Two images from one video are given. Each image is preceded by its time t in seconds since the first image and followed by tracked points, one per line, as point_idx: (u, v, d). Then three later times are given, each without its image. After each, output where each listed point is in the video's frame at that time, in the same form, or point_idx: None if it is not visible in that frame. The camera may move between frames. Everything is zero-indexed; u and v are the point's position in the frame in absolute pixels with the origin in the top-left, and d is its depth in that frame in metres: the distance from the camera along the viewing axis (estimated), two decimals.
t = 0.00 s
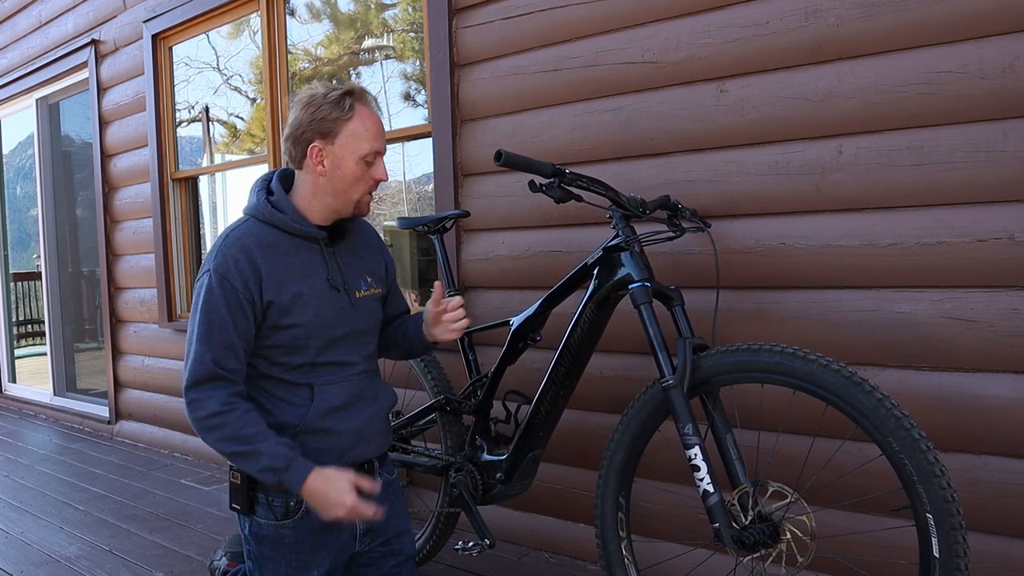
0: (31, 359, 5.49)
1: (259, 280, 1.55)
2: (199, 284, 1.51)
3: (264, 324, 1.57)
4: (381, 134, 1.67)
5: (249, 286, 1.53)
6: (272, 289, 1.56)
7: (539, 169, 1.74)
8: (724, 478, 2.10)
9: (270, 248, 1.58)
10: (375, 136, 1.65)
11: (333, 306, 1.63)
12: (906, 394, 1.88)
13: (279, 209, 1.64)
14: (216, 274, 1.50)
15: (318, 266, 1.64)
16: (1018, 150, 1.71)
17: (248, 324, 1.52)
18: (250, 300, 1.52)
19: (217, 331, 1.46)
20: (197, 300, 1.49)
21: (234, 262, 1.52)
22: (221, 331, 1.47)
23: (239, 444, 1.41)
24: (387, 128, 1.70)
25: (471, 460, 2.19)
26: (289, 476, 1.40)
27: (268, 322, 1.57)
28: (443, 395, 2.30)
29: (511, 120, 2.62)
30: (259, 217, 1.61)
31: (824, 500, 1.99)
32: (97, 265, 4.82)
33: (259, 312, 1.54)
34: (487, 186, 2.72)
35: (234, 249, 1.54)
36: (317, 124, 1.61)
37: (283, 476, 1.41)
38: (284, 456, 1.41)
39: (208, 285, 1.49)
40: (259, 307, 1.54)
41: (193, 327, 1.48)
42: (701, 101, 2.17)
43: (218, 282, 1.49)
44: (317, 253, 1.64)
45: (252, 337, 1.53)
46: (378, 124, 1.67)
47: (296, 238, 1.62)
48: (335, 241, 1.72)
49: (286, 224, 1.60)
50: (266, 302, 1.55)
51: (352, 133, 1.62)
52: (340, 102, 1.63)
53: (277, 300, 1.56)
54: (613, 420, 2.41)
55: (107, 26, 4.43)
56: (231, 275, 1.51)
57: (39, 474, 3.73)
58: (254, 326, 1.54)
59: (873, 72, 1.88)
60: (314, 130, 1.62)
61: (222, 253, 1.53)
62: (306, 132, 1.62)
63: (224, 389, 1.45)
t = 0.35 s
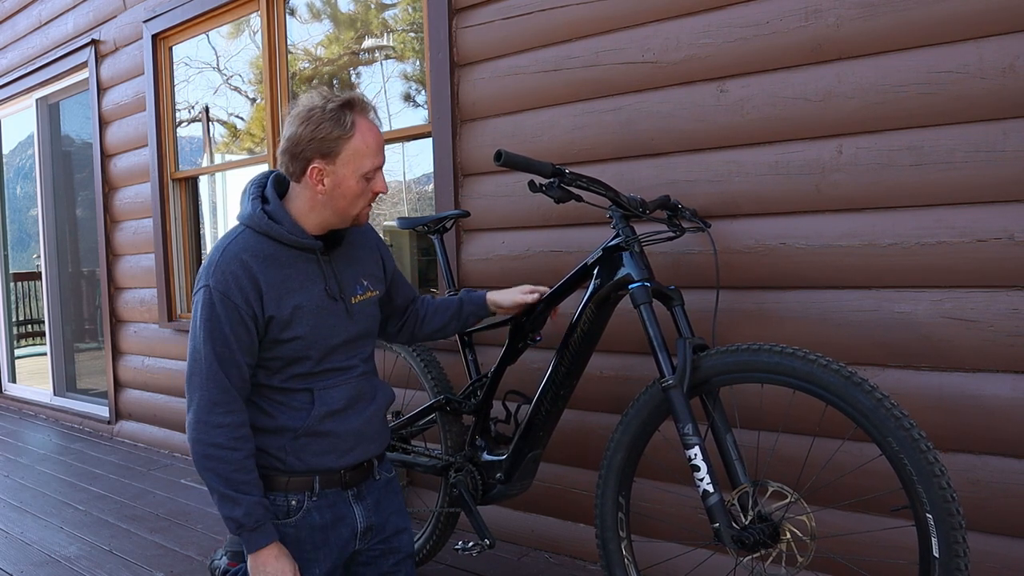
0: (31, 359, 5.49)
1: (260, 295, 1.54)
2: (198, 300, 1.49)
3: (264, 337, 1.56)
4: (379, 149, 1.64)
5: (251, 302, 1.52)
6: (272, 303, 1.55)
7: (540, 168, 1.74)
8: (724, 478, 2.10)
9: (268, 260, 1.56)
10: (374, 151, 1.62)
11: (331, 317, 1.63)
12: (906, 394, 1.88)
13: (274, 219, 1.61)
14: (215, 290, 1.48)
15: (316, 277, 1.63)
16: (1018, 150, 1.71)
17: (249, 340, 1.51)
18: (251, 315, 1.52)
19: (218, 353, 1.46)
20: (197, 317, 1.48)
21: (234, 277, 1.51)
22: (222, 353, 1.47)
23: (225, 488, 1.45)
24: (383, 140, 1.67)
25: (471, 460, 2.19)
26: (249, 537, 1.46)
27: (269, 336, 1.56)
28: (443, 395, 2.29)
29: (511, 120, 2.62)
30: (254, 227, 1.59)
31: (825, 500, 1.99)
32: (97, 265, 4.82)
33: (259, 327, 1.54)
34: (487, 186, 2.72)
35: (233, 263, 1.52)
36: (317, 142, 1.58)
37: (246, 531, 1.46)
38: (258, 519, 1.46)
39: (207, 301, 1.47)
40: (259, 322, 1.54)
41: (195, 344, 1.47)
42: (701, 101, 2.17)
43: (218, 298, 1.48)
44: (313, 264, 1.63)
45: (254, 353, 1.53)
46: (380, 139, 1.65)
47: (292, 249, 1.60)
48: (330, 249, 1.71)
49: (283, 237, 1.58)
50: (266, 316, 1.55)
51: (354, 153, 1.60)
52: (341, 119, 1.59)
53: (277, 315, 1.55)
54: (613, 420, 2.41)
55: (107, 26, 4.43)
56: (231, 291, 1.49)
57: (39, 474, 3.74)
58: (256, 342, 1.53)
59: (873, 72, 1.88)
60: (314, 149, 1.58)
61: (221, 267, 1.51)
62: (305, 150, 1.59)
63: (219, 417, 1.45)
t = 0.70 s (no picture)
0: (31, 359, 5.49)
1: (259, 298, 1.54)
2: (196, 302, 1.49)
3: (262, 340, 1.56)
4: (387, 165, 1.61)
5: (250, 305, 1.52)
6: (271, 306, 1.55)
7: (540, 168, 1.74)
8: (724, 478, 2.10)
9: (267, 263, 1.56)
10: (381, 169, 1.59)
11: (329, 320, 1.63)
12: (907, 394, 1.88)
13: (275, 221, 1.61)
14: (214, 292, 1.48)
15: (315, 280, 1.63)
16: (1018, 150, 1.71)
17: (248, 343, 1.51)
18: (250, 318, 1.52)
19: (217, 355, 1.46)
20: (195, 320, 1.48)
21: (233, 279, 1.51)
22: (220, 356, 1.47)
23: (225, 491, 1.45)
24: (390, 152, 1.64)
25: (471, 460, 2.19)
26: (247, 540, 1.46)
27: (267, 339, 1.56)
28: (443, 395, 2.29)
29: (511, 121, 2.62)
30: (255, 229, 1.58)
31: (825, 500, 1.99)
32: (97, 264, 4.82)
33: (258, 330, 1.54)
34: (487, 186, 2.71)
35: (232, 266, 1.52)
36: (322, 165, 1.54)
37: (244, 534, 1.47)
38: (256, 521, 1.46)
39: (206, 304, 1.47)
40: (258, 325, 1.53)
41: (193, 347, 1.47)
42: (701, 101, 2.17)
43: (217, 301, 1.48)
44: (313, 267, 1.63)
45: (253, 355, 1.53)
46: (387, 154, 1.62)
47: (292, 253, 1.60)
48: (331, 252, 1.71)
49: (282, 241, 1.58)
50: (265, 319, 1.54)
51: (360, 175, 1.56)
52: (347, 140, 1.55)
53: (275, 318, 1.55)
54: (613, 420, 2.41)
55: (107, 26, 4.43)
56: (230, 294, 1.49)
57: (39, 474, 3.73)
58: (255, 345, 1.53)
59: (873, 73, 1.88)
60: (320, 172, 1.55)
61: (219, 269, 1.51)
62: (311, 171, 1.55)
63: (220, 419, 1.45)
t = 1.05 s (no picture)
0: (31, 359, 5.50)
1: (259, 298, 1.54)
2: (196, 301, 1.49)
3: (263, 339, 1.56)
4: (388, 170, 1.60)
5: (250, 304, 1.52)
6: (271, 306, 1.55)
7: (540, 168, 1.74)
8: (724, 478, 2.10)
9: (267, 263, 1.56)
10: (382, 175, 1.59)
11: (330, 319, 1.63)
12: (906, 394, 1.88)
13: (275, 221, 1.61)
14: (214, 291, 1.48)
15: (315, 279, 1.63)
16: (1018, 150, 1.71)
17: (249, 342, 1.51)
18: (251, 317, 1.52)
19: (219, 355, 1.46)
20: (196, 319, 1.48)
21: (233, 278, 1.50)
22: (221, 355, 1.47)
23: (227, 490, 1.45)
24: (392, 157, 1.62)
25: (470, 460, 2.19)
26: (252, 538, 1.46)
27: (267, 338, 1.56)
28: (443, 395, 2.29)
29: (511, 121, 2.62)
30: (256, 229, 1.58)
31: (824, 500, 1.99)
32: (97, 264, 4.82)
33: (258, 329, 1.54)
34: (487, 186, 2.71)
35: (233, 265, 1.52)
36: (323, 170, 1.54)
37: (249, 532, 1.47)
38: (261, 519, 1.46)
39: (207, 303, 1.47)
40: (258, 324, 1.53)
41: (193, 346, 1.47)
42: (701, 101, 2.17)
43: (218, 299, 1.48)
44: (314, 267, 1.63)
45: (254, 354, 1.53)
46: (390, 161, 1.62)
47: (293, 252, 1.60)
48: (332, 252, 1.70)
49: (283, 241, 1.58)
50: (265, 318, 1.54)
51: (361, 180, 1.56)
52: (348, 145, 1.54)
53: (276, 317, 1.55)
54: (612, 420, 2.41)
55: (108, 26, 4.43)
56: (230, 293, 1.49)
57: (39, 474, 3.73)
58: (256, 344, 1.53)
59: (873, 73, 1.88)
60: (321, 176, 1.54)
61: (220, 268, 1.51)
62: (311, 175, 1.55)
63: (223, 418, 1.45)
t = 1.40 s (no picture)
0: (31, 359, 5.50)
1: (263, 292, 1.54)
2: (200, 296, 1.49)
3: (267, 334, 1.56)
4: (381, 157, 1.60)
5: (254, 298, 1.52)
6: (275, 300, 1.55)
7: (540, 168, 1.74)
8: (724, 478, 2.10)
9: (271, 257, 1.56)
10: (372, 160, 1.58)
11: (333, 315, 1.63)
12: (907, 394, 1.88)
13: (278, 216, 1.61)
14: (218, 286, 1.48)
15: (320, 275, 1.63)
16: (1018, 150, 1.71)
17: (253, 337, 1.51)
18: (254, 312, 1.51)
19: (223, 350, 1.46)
20: (200, 314, 1.47)
21: (237, 272, 1.50)
22: (225, 350, 1.47)
23: (230, 486, 1.45)
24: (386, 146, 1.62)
25: (471, 460, 2.19)
26: (253, 535, 1.46)
27: (271, 333, 1.56)
28: (443, 395, 2.29)
29: (511, 121, 2.62)
30: (259, 224, 1.59)
31: (826, 500, 1.99)
32: (97, 264, 4.82)
33: (262, 324, 1.53)
34: (487, 186, 2.71)
35: (236, 259, 1.52)
36: (313, 151, 1.55)
37: (249, 530, 1.46)
38: (261, 516, 1.46)
39: (211, 298, 1.47)
40: (262, 319, 1.53)
41: (196, 341, 1.47)
42: (701, 101, 2.17)
43: (222, 294, 1.47)
44: (318, 262, 1.63)
45: (259, 349, 1.53)
46: (383, 145, 1.61)
47: (296, 246, 1.61)
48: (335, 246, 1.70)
49: (288, 235, 1.58)
50: (269, 313, 1.54)
51: (350, 162, 1.56)
52: (338, 128, 1.55)
53: (280, 311, 1.55)
54: (613, 420, 2.41)
55: (108, 26, 4.43)
56: (234, 287, 1.49)
57: (39, 474, 3.73)
58: (260, 338, 1.53)
59: (873, 73, 1.88)
60: (311, 158, 1.56)
61: (224, 263, 1.51)
62: (302, 157, 1.57)
63: (226, 413, 1.45)
